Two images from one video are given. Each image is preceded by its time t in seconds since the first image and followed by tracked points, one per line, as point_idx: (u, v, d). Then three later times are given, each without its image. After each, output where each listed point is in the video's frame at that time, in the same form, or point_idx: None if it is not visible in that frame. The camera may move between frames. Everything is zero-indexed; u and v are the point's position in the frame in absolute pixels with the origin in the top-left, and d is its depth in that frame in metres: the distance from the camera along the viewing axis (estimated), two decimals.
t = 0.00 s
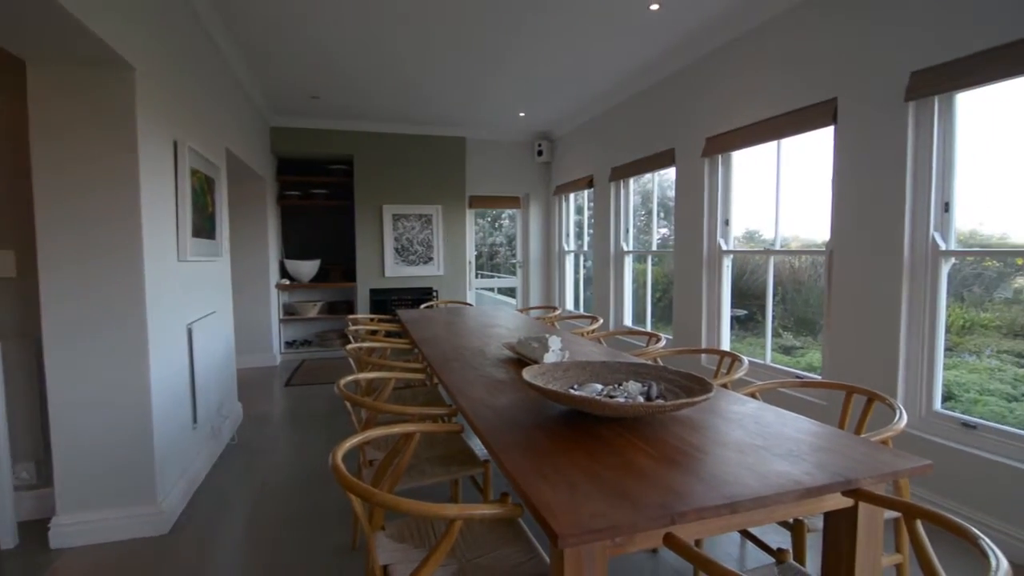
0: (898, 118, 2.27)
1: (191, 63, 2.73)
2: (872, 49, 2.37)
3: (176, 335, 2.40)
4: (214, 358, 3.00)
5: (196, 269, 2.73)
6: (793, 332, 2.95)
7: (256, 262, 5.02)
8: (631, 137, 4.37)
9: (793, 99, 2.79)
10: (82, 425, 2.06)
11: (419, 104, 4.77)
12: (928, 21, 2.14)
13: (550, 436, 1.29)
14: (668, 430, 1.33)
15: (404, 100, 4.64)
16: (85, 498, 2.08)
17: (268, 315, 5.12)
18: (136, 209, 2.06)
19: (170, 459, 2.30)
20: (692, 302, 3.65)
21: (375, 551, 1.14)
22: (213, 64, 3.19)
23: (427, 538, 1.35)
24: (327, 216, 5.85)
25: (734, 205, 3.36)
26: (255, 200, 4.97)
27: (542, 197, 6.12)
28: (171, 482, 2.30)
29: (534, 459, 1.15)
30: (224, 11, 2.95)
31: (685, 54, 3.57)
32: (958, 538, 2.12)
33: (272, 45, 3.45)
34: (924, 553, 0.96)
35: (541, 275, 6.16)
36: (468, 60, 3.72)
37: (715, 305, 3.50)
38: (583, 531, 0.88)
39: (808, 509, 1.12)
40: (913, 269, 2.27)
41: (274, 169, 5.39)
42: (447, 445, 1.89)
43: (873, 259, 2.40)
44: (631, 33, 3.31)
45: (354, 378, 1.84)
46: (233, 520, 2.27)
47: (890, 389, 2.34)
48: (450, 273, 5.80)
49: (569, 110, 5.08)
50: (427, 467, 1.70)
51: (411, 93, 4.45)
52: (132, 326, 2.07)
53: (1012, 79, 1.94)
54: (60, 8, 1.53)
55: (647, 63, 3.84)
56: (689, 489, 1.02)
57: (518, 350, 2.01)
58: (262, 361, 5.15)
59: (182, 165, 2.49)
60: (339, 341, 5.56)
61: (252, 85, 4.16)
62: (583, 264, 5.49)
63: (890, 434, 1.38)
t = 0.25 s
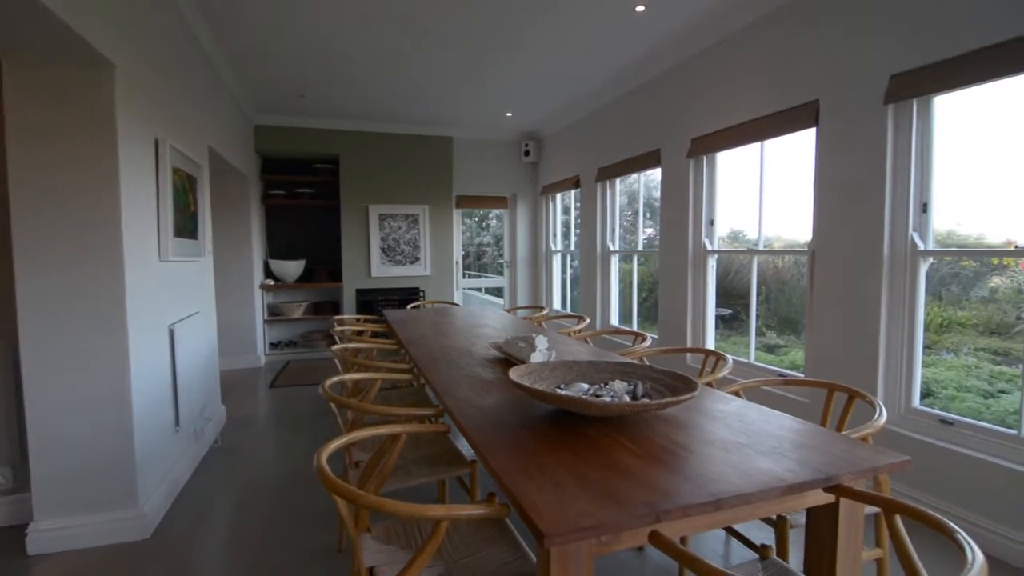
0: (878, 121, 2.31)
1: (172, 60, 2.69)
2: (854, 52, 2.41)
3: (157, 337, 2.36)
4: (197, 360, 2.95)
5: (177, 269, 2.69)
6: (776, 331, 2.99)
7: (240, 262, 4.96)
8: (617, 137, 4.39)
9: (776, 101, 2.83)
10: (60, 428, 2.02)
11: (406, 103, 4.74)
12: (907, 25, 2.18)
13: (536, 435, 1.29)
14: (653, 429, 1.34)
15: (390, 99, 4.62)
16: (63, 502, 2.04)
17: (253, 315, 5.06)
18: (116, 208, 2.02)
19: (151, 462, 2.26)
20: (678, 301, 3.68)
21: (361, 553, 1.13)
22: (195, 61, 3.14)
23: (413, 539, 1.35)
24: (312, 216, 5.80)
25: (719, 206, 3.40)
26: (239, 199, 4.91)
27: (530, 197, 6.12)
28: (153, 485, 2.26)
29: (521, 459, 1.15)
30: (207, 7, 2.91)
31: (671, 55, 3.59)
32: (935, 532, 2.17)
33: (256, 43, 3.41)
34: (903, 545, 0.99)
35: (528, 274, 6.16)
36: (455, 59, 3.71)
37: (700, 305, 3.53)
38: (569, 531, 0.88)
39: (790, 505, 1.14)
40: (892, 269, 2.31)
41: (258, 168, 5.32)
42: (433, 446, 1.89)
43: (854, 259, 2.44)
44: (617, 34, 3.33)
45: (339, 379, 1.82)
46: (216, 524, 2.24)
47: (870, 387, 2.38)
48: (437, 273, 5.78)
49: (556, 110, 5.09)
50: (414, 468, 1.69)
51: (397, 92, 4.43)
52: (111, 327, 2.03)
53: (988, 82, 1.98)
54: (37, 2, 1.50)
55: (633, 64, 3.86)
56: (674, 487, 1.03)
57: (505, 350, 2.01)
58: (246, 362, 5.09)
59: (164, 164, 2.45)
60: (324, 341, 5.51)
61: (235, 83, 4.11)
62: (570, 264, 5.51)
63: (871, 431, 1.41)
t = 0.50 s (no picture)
0: (854, 123, 2.36)
1: (149, 56, 2.64)
2: (831, 55, 2.45)
3: (134, 339, 2.32)
4: (176, 362, 2.90)
5: (155, 269, 2.64)
6: (757, 329, 3.04)
7: (221, 262, 4.88)
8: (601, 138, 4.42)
9: (756, 102, 2.87)
10: (34, 433, 1.96)
11: (389, 102, 4.71)
12: (882, 30, 2.23)
13: (520, 435, 1.29)
14: (636, 427, 1.35)
15: (373, 98, 4.58)
16: (36, 508, 1.99)
17: (234, 316, 4.99)
18: (91, 207, 1.97)
19: (129, 466, 2.22)
20: (661, 301, 3.72)
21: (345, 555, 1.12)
22: (173, 58, 3.08)
23: (397, 540, 1.34)
24: (294, 215, 5.73)
25: (701, 206, 3.44)
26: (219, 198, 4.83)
27: (514, 197, 6.13)
28: (130, 490, 2.22)
29: (505, 459, 1.15)
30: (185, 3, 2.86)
31: (654, 57, 3.62)
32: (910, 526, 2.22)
33: (236, 39, 3.36)
34: (879, 539, 1.01)
35: (513, 274, 6.17)
36: (439, 58, 3.70)
37: (683, 304, 3.57)
38: (553, 530, 0.89)
39: (770, 501, 1.16)
40: (869, 268, 2.36)
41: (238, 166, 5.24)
42: (417, 447, 1.88)
43: (832, 259, 2.49)
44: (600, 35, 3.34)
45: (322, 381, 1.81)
46: (196, 529, 2.20)
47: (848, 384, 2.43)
48: (421, 273, 5.76)
49: (541, 110, 5.10)
50: (398, 469, 1.69)
51: (381, 90, 4.40)
52: (86, 330, 1.99)
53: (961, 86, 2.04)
54: None
55: (617, 65, 3.89)
56: (657, 485, 1.04)
57: (490, 350, 2.01)
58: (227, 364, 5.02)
59: (141, 162, 2.40)
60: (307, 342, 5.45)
61: (215, 80, 4.05)
62: (555, 264, 5.52)
63: (848, 427, 1.44)
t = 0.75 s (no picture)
0: (835, 125, 2.40)
1: (129, 52, 2.59)
2: (813, 58, 2.49)
3: (114, 340, 2.27)
4: (157, 363, 2.85)
5: (136, 269, 2.59)
6: (741, 329, 3.07)
7: (203, 261, 4.82)
8: (587, 138, 4.44)
9: (739, 104, 2.90)
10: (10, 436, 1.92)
11: (375, 101, 4.69)
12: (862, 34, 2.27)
13: (506, 435, 1.29)
14: (622, 426, 1.36)
15: (358, 97, 4.55)
16: (12, 514, 1.94)
17: (217, 317, 4.92)
18: (68, 206, 1.93)
19: (108, 470, 2.17)
20: (647, 300, 3.74)
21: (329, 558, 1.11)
22: (154, 54, 3.03)
23: (383, 542, 1.33)
24: (278, 215, 5.67)
25: (686, 207, 3.47)
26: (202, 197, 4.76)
27: (501, 197, 6.13)
28: (111, 494, 2.18)
29: (491, 458, 1.15)
30: None
31: (639, 58, 3.65)
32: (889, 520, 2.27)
33: (218, 36, 3.31)
34: (859, 534, 1.03)
35: (500, 274, 6.17)
36: (425, 57, 3.68)
37: (668, 304, 3.60)
38: (538, 529, 0.89)
39: (754, 498, 1.17)
40: (849, 268, 2.41)
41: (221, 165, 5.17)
42: (404, 448, 1.87)
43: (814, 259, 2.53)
44: (587, 36, 3.36)
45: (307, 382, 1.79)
46: (178, 532, 2.17)
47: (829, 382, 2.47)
48: (407, 273, 5.73)
49: (527, 111, 5.11)
50: (384, 470, 1.68)
51: (367, 89, 4.37)
52: (64, 331, 1.94)
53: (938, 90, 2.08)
54: None
55: (603, 66, 3.91)
56: (642, 484, 1.05)
57: (476, 350, 2.00)
58: (210, 366, 4.95)
59: (120, 161, 2.35)
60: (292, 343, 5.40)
61: (198, 77, 3.99)
62: (542, 264, 5.54)
63: (829, 424, 1.46)
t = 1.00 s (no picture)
0: (816, 127, 2.44)
1: (107, 48, 2.54)
2: (794, 61, 2.53)
3: (93, 342, 2.23)
4: (138, 366, 2.80)
5: (115, 269, 2.55)
6: (725, 328, 3.11)
7: (185, 261, 4.74)
8: (573, 138, 4.46)
9: (723, 106, 2.94)
10: None
11: (361, 100, 4.65)
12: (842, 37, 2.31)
13: (493, 435, 1.29)
14: (608, 425, 1.37)
15: (344, 95, 4.52)
16: None
17: (199, 318, 4.85)
18: (45, 205, 1.89)
19: (87, 474, 2.13)
20: (632, 300, 3.77)
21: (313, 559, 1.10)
22: (134, 50, 2.98)
23: (368, 544, 1.32)
24: (262, 214, 5.60)
25: (671, 207, 3.50)
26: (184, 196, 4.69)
27: (488, 197, 6.12)
28: (90, 499, 2.14)
29: (477, 459, 1.15)
30: None
31: (625, 59, 3.68)
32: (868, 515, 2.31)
33: (200, 33, 3.27)
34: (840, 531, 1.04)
35: (487, 274, 6.16)
36: (411, 56, 3.67)
37: (653, 303, 3.63)
38: (524, 529, 0.89)
39: (738, 495, 1.19)
40: (831, 268, 2.45)
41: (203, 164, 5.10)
42: (390, 449, 1.86)
43: (796, 258, 2.57)
44: (573, 37, 3.37)
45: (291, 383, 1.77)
46: (160, 537, 2.13)
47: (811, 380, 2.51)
48: (394, 273, 5.70)
49: (514, 111, 5.11)
50: (370, 472, 1.67)
51: (352, 88, 4.34)
52: (41, 333, 1.90)
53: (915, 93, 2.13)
54: None
55: (589, 67, 3.93)
56: (628, 482, 1.06)
57: (463, 350, 2.00)
58: (193, 367, 4.87)
59: (99, 159, 2.31)
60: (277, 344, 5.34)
61: (179, 75, 3.93)
62: (528, 264, 5.54)
63: (810, 422, 1.49)
